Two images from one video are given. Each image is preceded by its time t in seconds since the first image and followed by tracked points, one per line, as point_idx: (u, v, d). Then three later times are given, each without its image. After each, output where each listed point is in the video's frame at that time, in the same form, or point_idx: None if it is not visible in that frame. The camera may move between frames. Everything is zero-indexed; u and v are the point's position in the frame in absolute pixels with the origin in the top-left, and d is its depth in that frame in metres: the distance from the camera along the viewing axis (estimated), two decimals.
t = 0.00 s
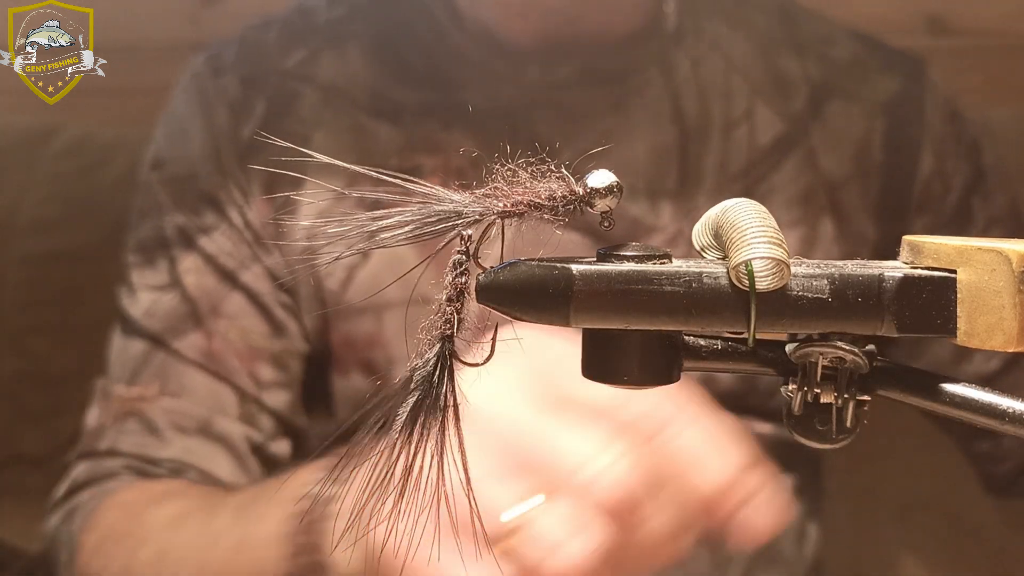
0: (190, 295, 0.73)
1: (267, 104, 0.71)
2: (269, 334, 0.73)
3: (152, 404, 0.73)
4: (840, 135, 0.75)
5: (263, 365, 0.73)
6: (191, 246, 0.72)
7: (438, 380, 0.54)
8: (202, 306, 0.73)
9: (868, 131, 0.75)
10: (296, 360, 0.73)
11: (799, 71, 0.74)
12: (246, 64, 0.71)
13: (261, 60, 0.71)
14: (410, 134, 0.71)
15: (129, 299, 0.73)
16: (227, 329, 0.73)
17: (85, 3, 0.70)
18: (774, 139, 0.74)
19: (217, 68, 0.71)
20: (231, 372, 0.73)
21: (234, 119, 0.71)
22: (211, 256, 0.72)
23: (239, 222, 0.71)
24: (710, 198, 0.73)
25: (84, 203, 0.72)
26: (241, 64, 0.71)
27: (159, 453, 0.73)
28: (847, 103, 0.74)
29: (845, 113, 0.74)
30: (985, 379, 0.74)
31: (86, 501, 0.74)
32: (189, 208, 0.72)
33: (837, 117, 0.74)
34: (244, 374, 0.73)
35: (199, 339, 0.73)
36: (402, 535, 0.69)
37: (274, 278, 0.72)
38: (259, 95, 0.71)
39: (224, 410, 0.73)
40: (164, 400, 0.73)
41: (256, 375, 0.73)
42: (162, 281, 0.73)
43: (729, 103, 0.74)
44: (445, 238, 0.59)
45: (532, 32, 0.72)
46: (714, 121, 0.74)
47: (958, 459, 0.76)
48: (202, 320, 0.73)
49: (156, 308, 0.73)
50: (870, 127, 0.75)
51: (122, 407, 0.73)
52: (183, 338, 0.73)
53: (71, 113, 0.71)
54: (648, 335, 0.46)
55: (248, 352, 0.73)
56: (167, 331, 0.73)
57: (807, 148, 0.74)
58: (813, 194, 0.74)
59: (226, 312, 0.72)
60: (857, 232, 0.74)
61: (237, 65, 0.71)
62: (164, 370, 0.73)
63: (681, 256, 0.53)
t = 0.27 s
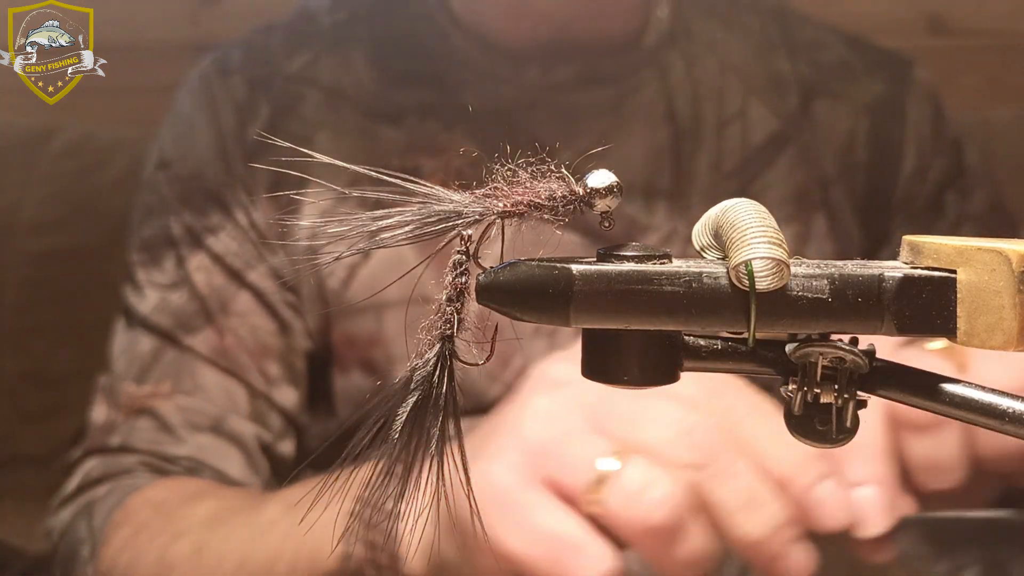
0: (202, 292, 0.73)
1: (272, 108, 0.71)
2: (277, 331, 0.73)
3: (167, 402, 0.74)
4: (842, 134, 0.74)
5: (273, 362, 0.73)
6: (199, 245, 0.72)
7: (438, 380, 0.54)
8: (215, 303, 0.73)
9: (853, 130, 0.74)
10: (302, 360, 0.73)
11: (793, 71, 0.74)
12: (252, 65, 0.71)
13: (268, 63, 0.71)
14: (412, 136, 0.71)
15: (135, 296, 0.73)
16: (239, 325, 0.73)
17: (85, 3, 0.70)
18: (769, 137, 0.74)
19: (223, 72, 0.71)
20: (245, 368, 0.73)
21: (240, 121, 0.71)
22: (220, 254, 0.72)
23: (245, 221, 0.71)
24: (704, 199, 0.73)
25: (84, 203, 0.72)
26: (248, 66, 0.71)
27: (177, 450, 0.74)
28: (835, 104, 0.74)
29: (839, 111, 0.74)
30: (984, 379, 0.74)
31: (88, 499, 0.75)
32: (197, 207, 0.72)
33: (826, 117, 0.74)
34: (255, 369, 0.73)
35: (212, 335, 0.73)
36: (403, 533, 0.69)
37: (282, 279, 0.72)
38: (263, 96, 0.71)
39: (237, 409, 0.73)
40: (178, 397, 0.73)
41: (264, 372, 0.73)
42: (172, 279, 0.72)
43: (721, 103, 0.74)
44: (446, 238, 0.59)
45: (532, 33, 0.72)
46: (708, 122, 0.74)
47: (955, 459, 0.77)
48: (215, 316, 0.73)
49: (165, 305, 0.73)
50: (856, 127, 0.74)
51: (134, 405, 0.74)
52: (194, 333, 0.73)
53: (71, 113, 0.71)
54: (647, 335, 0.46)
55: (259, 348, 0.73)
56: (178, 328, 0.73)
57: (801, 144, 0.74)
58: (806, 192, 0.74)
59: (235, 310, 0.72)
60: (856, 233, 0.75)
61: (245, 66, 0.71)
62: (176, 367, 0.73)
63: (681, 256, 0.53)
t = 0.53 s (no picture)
0: (184, 305, 0.72)
1: (265, 117, 0.71)
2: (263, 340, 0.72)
3: (150, 411, 0.73)
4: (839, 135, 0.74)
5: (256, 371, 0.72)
6: (187, 255, 0.72)
7: (438, 380, 0.54)
8: (195, 315, 0.72)
9: (842, 129, 0.74)
10: (290, 368, 0.71)
11: (784, 69, 0.74)
12: (246, 77, 0.71)
13: (261, 73, 0.71)
14: (406, 142, 0.71)
15: (128, 308, 0.73)
16: (220, 335, 0.72)
17: (85, 3, 0.70)
18: (760, 136, 0.74)
19: (217, 81, 0.71)
20: (226, 380, 0.72)
21: (231, 133, 0.71)
22: (206, 265, 0.72)
23: (232, 233, 0.71)
24: (698, 199, 0.73)
25: (82, 204, 0.72)
26: (240, 75, 0.71)
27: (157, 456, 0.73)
28: (825, 102, 0.74)
29: (835, 114, 0.74)
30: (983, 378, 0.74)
31: (83, 501, 0.74)
32: (188, 218, 0.72)
33: (813, 116, 0.74)
34: (237, 381, 0.72)
35: (193, 347, 0.72)
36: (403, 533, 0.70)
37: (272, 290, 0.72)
38: (256, 106, 0.71)
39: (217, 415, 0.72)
40: (161, 405, 0.73)
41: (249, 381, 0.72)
42: (159, 289, 0.73)
43: (714, 103, 0.73)
44: (446, 237, 0.59)
45: (530, 34, 0.72)
46: (699, 121, 0.73)
47: (955, 459, 0.77)
48: (195, 329, 0.72)
49: (152, 317, 0.73)
50: (845, 125, 0.74)
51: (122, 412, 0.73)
52: (177, 345, 0.72)
53: (70, 114, 0.71)
54: (647, 335, 0.46)
55: (243, 357, 0.72)
56: (166, 339, 0.73)
57: (793, 142, 0.74)
58: (798, 191, 0.74)
59: (221, 320, 0.72)
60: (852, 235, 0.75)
61: (236, 78, 0.71)
62: (160, 378, 0.73)
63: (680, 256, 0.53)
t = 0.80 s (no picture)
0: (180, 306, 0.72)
1: (263, 117, 0.71)
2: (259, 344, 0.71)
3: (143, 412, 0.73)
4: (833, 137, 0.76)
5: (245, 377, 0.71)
6: (184, 256, 0.72)
7: (437, 380, 0.54)
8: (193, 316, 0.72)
9: (840, 147, 0.76)
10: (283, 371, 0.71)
11: (785, 82, 0.75)
12: (244, 75, 0.71)
13: (261, 72, 0.71)
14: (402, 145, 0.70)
15: (124, 307, 0.73)
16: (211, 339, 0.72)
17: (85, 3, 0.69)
18: (762, 152, 0.75)
19: (215, 78, 0.71)
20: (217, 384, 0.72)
21: (230, 132, 0.71)
22: (203, 266, 0.72)
23: (229, 235, 0.71)
24: (698, 205, 0.75)
25: (81, 204, 0.72)
26: (239, 74, 0.71)
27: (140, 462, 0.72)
28: (824, 118, 0.76)
29: (828, 119, 0.76)
30: (981, 378, 0.74)
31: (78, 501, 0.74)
32: (185, 219, 0.72)
33: (813, 133, 0.76)
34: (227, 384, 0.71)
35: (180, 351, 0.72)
36: (399, 540, 0.68)
37: (270, 292, 0.71)
38: (255, 106, 0.71)
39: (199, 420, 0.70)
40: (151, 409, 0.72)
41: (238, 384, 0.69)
42: (155, 288, 0.72)
43: (717, 117, 0.75)
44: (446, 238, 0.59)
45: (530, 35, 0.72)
46: (701, 134, 0.75)
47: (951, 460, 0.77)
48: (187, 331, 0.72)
49: (149, 316, 0.73)
50: (843, 143, 0.76)
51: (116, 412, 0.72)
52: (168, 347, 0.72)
53: (70, 113, 0.71)
54: (648, 335, 0.46)
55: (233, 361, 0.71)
56: (158, 343, 0.71)
57: (794, 160, 0.76)
58: (789, 198, 0.76)
59: (215, 322, 0.72)
60: (850, 238, 0.76)
61: (236, 76, 0.71)
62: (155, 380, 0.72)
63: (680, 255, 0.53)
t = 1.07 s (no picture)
0: (183, 307, 0.73)
1: (265, 116, 0.71)
2: (262, 346, 0.73)
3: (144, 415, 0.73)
4: (836, 138, 0.75)
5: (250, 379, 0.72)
6: (186, 257, 0.73)
7: (438, 380, 0.54)
8: (193, 318, 0.73)
9: (845, 150, 0.76)
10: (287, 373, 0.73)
11: (791, 85, 0.75)
12: (245, 73, 0.71)
13: (262, 72, 0.71)
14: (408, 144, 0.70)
15: (126, 307, 0.73)
16: (216, 340, 0.73)
17: (85, 3, 0.69)
18: (770, 156, 0.75)
19: (218, 76, 0.71)
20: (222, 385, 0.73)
21: (231, 133, 0.71)
22: (205, 267, 0.73)
23: (232, 235, 0.72)
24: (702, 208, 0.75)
25: (83, 205, 0.73)
26: (241, 73, 0.71)
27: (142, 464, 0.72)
28: (828, 119, 0.75)
29: (830, 118, 0.75)
30: (981, 378, 0.74)
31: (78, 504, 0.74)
32: (186, 219, 0.72)
33: (818, 136, 0.75)
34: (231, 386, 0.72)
35: (188, 350, 0.73)
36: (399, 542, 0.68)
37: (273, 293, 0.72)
38: (257, 105, 0.71)
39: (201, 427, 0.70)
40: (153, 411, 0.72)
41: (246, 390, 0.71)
42: (155, 289, 0.73)
43: (720, 118, 0.75)
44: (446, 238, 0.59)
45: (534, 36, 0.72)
46: (703, 134, 0.75)
47: (957, 464, 0.76)
48: (191, 332, 0.73)
49: (150, 318, 0.73)
50: (848, 146, 0.75)
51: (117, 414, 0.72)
52: (172, 349, 0.73)
53: (71, 114, 0.71)
54: (648, 335, 0.46)
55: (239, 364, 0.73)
56: (164, 342, 0.73)
57: (801, 164, 0.75)
58: (793, 198, 0.75)
59: (217, 323, 0.73)
60: (857, 238, 0.75)
61: (237, 75, 0.71)
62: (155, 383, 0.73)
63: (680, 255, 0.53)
